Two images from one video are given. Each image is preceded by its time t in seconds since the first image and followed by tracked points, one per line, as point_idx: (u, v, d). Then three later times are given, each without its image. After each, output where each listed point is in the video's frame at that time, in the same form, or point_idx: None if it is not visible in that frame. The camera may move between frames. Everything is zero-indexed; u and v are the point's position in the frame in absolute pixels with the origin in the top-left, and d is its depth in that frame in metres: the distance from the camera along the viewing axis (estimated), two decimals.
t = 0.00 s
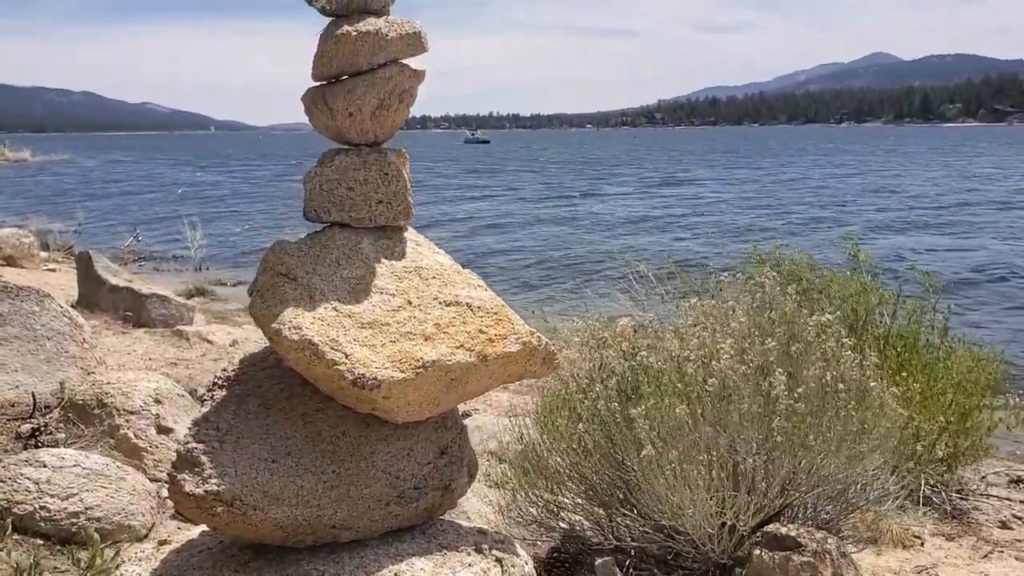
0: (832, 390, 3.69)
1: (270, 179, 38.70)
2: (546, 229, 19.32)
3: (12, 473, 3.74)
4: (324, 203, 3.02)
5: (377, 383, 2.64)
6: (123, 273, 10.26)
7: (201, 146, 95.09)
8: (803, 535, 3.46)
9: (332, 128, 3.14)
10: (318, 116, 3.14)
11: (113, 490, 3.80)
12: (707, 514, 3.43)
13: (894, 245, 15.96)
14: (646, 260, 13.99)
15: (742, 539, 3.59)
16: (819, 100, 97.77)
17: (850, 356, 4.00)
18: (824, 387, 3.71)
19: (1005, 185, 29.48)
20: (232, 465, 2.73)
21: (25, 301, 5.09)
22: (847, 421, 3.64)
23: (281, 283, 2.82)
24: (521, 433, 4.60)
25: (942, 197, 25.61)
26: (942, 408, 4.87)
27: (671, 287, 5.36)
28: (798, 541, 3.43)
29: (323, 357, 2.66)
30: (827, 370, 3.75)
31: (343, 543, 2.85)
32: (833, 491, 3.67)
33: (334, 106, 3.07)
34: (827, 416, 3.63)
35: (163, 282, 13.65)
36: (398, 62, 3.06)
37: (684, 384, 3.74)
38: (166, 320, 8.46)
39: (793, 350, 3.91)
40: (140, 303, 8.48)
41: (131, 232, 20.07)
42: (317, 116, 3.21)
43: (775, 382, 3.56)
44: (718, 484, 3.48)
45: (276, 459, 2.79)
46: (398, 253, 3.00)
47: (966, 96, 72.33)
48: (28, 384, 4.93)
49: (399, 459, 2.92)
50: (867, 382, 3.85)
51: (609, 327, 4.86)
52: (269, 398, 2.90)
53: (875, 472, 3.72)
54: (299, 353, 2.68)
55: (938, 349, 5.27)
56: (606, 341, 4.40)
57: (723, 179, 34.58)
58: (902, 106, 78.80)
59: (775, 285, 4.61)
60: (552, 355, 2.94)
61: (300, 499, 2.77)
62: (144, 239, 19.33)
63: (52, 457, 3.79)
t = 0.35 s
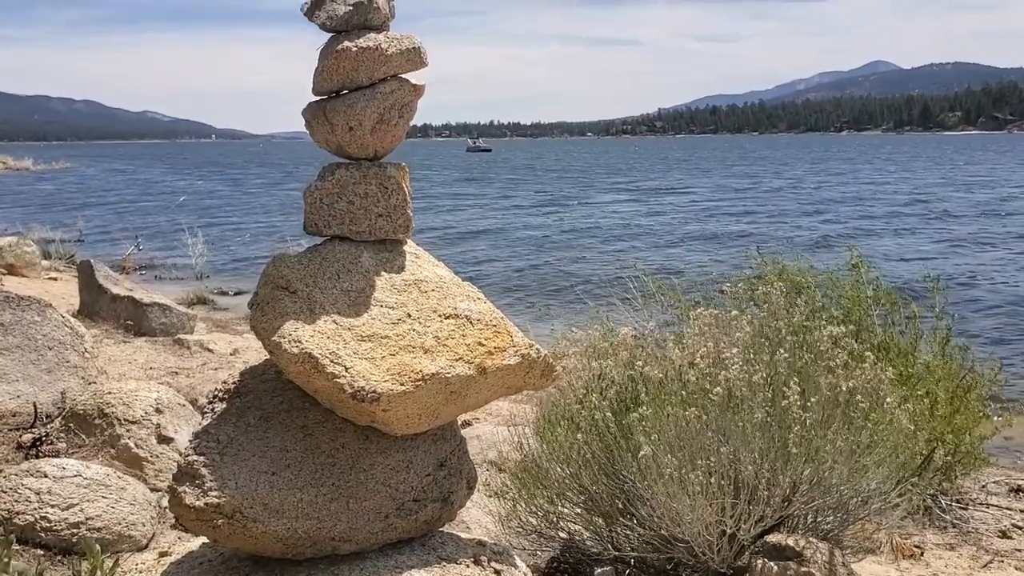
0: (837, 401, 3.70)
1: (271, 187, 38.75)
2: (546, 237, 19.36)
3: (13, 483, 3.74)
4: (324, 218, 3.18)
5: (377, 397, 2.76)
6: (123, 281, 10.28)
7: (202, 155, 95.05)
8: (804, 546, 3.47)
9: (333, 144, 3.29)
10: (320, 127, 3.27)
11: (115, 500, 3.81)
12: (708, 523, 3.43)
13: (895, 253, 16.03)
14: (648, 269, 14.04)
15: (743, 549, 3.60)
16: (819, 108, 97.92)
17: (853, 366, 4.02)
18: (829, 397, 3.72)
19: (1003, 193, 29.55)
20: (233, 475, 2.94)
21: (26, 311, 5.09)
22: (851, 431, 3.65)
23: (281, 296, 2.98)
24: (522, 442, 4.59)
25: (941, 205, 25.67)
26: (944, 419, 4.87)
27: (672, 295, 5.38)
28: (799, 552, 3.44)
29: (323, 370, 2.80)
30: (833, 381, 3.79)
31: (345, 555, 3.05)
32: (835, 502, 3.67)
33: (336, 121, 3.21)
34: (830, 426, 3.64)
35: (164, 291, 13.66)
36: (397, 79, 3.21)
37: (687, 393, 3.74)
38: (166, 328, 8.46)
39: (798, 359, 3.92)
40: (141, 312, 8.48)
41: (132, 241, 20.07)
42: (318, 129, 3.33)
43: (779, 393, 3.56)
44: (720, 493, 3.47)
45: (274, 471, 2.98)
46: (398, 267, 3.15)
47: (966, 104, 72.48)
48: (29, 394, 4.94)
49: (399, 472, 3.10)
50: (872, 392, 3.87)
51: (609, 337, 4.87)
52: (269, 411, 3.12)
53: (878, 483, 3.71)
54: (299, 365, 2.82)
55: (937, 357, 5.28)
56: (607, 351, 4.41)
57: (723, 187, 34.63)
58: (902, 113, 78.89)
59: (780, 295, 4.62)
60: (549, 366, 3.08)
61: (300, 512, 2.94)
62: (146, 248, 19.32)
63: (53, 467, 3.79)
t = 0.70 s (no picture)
0: (833, 408, 3.70)
1: (272, 196, 38.80)
2: (546, 244, 19.41)
3: (16, 492, 3.76)
4: (321, 230, 3.35)
5: (372, 407, 2.91)
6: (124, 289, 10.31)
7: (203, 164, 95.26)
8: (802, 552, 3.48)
9: (332, 157, 3.45)
10: (318, 141, 3.41)
11: (115, 509, 3.83)
12: (705, 531, 3.46)
13: (895, 260, 16.11)
14: (649, 276, 14.10)
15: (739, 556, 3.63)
16: (820, 114, 98.03)
17: (850, 374, 4.02)
18: (826, 405, 3.72)
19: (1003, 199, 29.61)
20: (230, 485, 3.05)
21: (28, 320, 5.10)
22: (847, 438, 3.65)
23: (278, 307, 3.14)
24: (521, 451, 4.59)
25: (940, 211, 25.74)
26: (941, 426, 4.88)
27: (670, 303, 5.41)
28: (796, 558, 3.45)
29: (319, 381, 2.95)
30: (826, 389, 3.75)
31: (342, 563, 3.16)
32: (830, 508, 3.70)
33: (333, 135, 3.36)
34: (827, 434, 3.64)
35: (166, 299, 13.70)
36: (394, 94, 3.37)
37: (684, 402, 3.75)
38: (169, 337, 8.49)
39: (794, 367, 3.92)
40: (143, 320, 8.51)
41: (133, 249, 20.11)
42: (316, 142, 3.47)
43: (776, 401, 3.56)
44: (718, 501, 3.48)
45: (272, 480, 3.10)
46: (395, 277, 3.32)
47: (967, 110, 72.60)
48: (31, 403, 4.96)
49: (396, 481, 3.22)
50: (867, 400, 3.87)
51: (607, 345, 4.89)
52: (267, 422, 3.22)
53: (874, 490, 3.72)
54: (296, 376, 2.98)
55: (935, 363, 5.30)
56: (604, 359, 4.43)
57: (723, 194, 34.70)
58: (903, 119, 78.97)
59: (777, 304, 4.62)
60: (544, 376, 3.23)
61: (298, 521, 3.06)
62: (147, 256, 19.36)
63: (54, 476, 3.82)
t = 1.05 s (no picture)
0: (828, 417, 3.72)
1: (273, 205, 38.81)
2: (546, 253, 19.48)
3: (20, 502, 3.79)
4: (322, 244, 3.54)
5: (372, 419, 3.10)
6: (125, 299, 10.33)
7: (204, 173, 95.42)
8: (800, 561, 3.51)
9: (332, 173, 3.64)
10: (319, 157, 3.59)
11: (118, 518, 3.86)
12: (704, 541, 3.48)
13: (895, 268, 16.17)
14: (649, 285, 14.16)
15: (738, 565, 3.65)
16: (821, 122, 98.13)
17: (847, 384, 4.04)
18: (821, 414, 3.74)
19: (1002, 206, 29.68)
20: (234, 494, 3.26)
21: (31, 331, 5.15)
22: (842, 446, 3.66)
23: (280, 321, 3.31)
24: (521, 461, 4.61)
25: (939, 219, 25.82)
26: (940, 434, 4.90)
27: (668, 315, 5.47)
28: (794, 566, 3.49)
29: (321, 393, 3.13)
30: (821, 398, 3.76)
31: (344, 570, 3.37)
32: (828, 517, 3.71)
33: (335, 150, 3.55)
34: (823, 443, 3.66)
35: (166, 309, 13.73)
36: (393, 112, 3.57)
37: (680, 412, 3.79)
38: (170, 346, 8.52)
39: (789, 376, 3.95)
40: (144, 330, 8.54)
41: (135, 259, 20.14)
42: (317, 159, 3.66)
43: (771, 411, 3.59)
44: (717, 510, 3.51)
45: (274, 490, 3.30)
46: (394, 292, 3.51)
47: (968, 117, 72.65)
48: (34, 413, 5.00)
49: (395, 491, 3.41)
50: (862, 408, 3.89)
51: (607, 356, 4.95)
52: (269, 432, 3.42)
53: (872, 498, 3.74)
54: (297, 387, 3.16)
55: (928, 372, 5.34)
56: (603, 368, 4.49)
57: (723, 202, 34.75)
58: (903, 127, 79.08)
59: (774, 313, 4.64)
60: (540, 390, 3.43)
61: (299, 530, 3.26)
62: (149, 266, 19.39)
63: (58, 486, 3.85)
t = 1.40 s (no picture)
0: (823, 424, 3.75)
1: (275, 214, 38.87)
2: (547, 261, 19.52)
3: (23, 512, 3.80)
4: (324, 257, 3.61)
5: (372, 428, 3.13)
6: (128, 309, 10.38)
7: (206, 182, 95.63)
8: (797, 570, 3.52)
9: (334, 187, 3.73)
10: (320, 172, 3.68)
11: (121, 527, 3.89)
12: (702, 550, 3.49)
13: (896, 276, 16.21)
14: (650, 294, 14.20)
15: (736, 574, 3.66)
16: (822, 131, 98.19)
17: (845, 394, 4.07)
18: (814, 421, 3.78)
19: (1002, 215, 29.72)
20: (236, 504, 3.33)
21: (34, 342, 5.18)
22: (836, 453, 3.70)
23: (282, 332, 3.38)
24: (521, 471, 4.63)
25: (939, 227, 25.87)
26: (940, 443, 4.91)
27: (668, 324, 5.50)
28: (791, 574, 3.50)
29: (321, 404, 3.19)
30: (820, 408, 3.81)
31: None
32: (827, 525, 3.72)
33: (337, 165, 3.65)
34: (821, 451, 3.70)
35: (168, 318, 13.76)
36: (394, 127, 3.65)
37: (676, 421, 3.82)
38: (173, 355, 8.56)
39: (787, 387, 3.99)
40: (147, 340, 8.57)
41: (137, 269, 20.18)
42: (318, 173, 3.74)
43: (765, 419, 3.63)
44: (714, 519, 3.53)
45: (276, 500, 3.38)
46: (394, 303, 3.56)
47: (969, 126, 72.70)
48: (37, 423, 5.02)
49: (395, 500, 3.48)
50: (858, 416, 3.93)
51: (608, 366, 4.99)
52: (271, 442, 3.51)
53: (870, 507, 3.75)
54: (299, 398, 3.22)
55: (925, 381, 5.37)
56: (603, 379, 4.53)
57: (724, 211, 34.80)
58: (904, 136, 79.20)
59: (773, 323, 4.67)
60: (539, 400, 3.45)
61: (300, 539, 3.33)
62: (151, 275, 19.42)
63: (62, 496, 3.87)
